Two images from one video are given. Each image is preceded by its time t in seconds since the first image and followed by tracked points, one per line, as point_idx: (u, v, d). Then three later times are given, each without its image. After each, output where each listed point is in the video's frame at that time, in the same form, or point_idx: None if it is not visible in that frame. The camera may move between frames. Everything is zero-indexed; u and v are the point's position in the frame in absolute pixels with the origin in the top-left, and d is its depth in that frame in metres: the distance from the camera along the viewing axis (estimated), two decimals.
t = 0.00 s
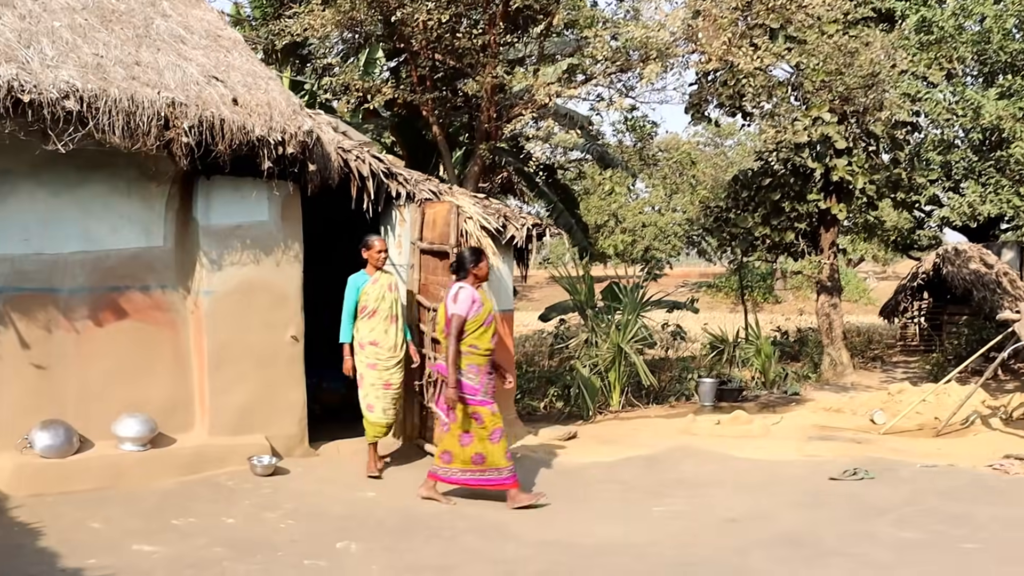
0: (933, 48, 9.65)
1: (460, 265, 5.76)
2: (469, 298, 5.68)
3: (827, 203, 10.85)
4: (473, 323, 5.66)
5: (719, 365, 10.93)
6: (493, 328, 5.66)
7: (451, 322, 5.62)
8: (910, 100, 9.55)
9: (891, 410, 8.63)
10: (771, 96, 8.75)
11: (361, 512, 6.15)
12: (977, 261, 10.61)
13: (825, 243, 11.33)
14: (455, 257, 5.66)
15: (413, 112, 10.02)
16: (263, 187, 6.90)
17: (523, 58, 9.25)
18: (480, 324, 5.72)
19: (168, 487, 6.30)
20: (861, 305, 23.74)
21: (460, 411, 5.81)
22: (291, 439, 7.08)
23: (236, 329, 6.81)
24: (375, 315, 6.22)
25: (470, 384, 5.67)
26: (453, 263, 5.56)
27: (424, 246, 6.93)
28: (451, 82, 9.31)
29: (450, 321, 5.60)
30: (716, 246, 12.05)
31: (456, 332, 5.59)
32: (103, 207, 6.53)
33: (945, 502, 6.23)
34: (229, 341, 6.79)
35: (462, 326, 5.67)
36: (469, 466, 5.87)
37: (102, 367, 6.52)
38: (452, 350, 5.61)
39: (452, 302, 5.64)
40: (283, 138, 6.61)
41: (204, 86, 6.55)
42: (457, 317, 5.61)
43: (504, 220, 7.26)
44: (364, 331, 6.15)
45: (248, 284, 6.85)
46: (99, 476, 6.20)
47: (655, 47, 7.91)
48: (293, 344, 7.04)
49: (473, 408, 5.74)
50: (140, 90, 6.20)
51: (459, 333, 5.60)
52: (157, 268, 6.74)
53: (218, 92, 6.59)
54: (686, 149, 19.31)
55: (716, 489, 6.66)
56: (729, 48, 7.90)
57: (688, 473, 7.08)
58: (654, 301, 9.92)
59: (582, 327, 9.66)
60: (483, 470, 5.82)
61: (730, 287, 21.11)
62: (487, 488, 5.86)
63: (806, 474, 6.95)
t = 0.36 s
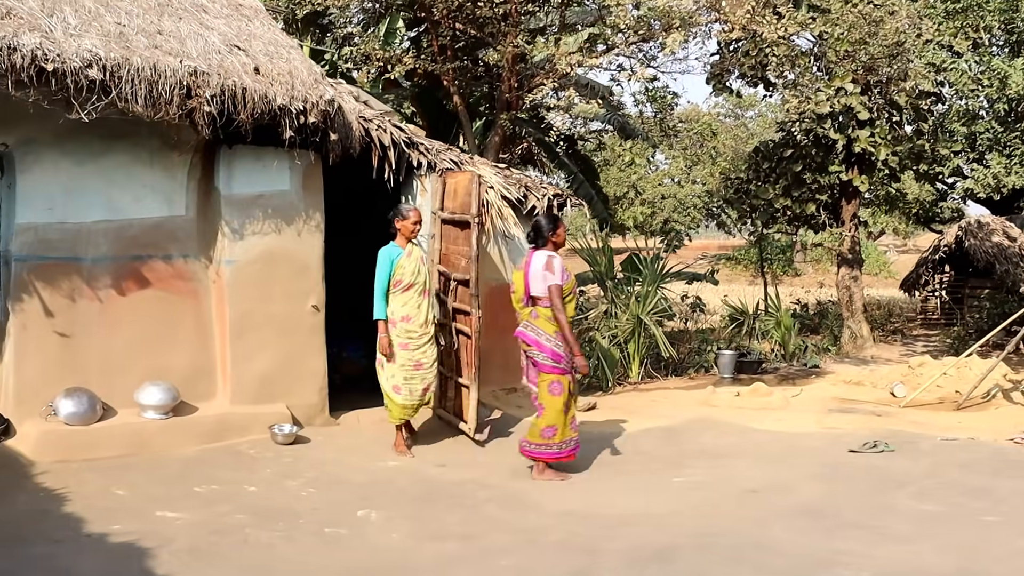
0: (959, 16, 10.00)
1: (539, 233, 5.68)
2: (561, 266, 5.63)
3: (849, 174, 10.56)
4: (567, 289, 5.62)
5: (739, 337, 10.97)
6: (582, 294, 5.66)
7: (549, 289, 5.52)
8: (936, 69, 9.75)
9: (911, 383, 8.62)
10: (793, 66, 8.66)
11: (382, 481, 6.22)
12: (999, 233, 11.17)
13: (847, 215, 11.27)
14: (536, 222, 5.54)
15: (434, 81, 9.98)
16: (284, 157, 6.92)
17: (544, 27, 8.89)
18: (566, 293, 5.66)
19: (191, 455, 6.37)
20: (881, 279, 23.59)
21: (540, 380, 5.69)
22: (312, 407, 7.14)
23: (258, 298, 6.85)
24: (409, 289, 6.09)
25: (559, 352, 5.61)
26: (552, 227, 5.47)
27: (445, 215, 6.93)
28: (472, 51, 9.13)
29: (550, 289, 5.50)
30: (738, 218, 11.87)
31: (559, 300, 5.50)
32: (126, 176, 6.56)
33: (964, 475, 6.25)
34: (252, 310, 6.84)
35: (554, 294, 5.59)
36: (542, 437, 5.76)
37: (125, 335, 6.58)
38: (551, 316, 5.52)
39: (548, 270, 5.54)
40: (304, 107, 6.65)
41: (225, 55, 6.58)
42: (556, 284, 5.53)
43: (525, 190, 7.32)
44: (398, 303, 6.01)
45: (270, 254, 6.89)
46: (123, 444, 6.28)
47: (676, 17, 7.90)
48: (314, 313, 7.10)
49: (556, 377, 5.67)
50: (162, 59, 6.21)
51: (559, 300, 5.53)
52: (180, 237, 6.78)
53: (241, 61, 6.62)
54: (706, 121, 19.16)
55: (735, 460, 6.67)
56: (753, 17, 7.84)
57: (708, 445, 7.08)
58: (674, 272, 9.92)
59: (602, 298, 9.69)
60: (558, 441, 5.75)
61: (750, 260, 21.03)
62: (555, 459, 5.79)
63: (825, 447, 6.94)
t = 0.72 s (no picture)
0: (970, 19, 10.00)
1: (602, 240, 5.76)
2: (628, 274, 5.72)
3: (858, 176, 10.54)
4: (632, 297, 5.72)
5: (747, 339, 10.97)
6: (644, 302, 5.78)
7: (620, 296, 5.61)
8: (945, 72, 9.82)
9: (920, 386, 8.60)
10: (803, 68, 8.62)
11: (390, 480, 6.23)
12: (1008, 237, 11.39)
13: (855, 218, 11.26)
14: (604, 230, 5.62)
15: (443, 83, 10.01)
16: (294, 156, 6.93)
17: (554, 27, 8.82)
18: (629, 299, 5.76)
19: (199, 453, 6.38)
20: (889, 281, 23.53)
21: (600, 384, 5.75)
22: (320, 406, 7.15)
23: (266, 296, 6.87)
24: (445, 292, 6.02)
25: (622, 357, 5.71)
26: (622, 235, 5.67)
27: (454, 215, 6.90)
28: (482, 51, 9.07)
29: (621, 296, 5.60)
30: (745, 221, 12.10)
31: (630, 307, 5.60)
32: (135, 174, 6.58)
33: (972, 478, 6.24)
34: (260, 309, 6.85)
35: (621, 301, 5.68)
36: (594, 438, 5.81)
37: (134, 333, 6.59)
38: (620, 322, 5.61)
39: (619, 277, 5.63)
40: (314, 106, 6.65)
41: (235, 54, 6.60)
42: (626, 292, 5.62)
43: (534, 190, 7.30)
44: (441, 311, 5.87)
45: (279, 252, 6.90)
46: (131, 441, 6.29)
47: (687, 16, 7.89)
48: (322, 312, 7.11)
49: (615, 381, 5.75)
50: (173, 57, 6.23)
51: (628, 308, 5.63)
52: (189, 236, 6.80)
53: (250, 59, 6.63)
54: (714, 122, 19.15)
55: (743, 463, 6.66)
56: (763, 19, 7.83)
57: (715, 447, 7.08)
58: (682, 273, 9.91)
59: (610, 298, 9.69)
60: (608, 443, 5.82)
61: (756, 262, 21.01)
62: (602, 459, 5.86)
63: (833, 449, 6.93)
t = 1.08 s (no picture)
0: (977, 10, 9.94)
1: (654, 230, 6.06)
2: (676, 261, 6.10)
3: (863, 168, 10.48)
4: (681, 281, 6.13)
5: (751, 331, 10.97)
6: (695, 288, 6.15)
7: (673, 284, 5.95)
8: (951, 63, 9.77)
9: (925, 378, 8.59)
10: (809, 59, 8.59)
11: (395, 471, 6.25)
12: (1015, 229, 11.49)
13: (860, 209, 11.23)
14: (658, 222, 5.92)
15: (447, 73, 10.01)
16: (299, 148, 6.94)
17: (558, 18, 8.69)
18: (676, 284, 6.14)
19: (205, 444, 6.40)
20: (893, 273, 23.49)
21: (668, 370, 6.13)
22: (325, 397, 7.16)
23: (272, 288, 6.88)
24: (496, 287, 6.10)
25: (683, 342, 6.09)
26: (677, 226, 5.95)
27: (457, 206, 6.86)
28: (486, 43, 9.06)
29: (676, 284, 5.95)
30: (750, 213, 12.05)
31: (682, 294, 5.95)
32: (140, 166, 6.58)
33: (976, 469, 6.25)
34: (265, 301, 6.86)
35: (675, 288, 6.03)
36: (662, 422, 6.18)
37: (140, 324, 6.60)
38: (678, 310, 5.96)
39: (673, 266, 5.96)
40: (319, 98, 6.67)
41: (240, 45, 6.60)
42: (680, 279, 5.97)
43: (539, 181, 7.31)
44: (488, 304, 5.95)
45: (284, 244, 6.90)
46: (137, 432, 6.31)
47: (691, 8, 7.86)
48: (327, 304, 7.12)
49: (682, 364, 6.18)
50: (178, 49, 6.22)
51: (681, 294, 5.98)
52: (194, 227, 6.80)
53: (255, 51, 6.63)
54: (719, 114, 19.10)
55: (748, 454, 6.67)
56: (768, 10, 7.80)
57: (720, 438, 7.09)
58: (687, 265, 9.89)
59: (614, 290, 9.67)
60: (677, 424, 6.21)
61: (761, 254, 20.96)
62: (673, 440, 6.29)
63: (838, 440, 6.94)
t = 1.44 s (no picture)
0: None
1: (707, 224, 6.30)
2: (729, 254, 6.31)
3: (864, 159, 10.44)
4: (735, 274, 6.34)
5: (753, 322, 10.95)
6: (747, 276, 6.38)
7: (731, 275, 6.17)
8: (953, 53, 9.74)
9: (927, 368, 8.59)
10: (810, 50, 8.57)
11: (397, 462, 6.26)
12: (1015, 220, 11.53)
13: (862, 200, 11.21)
14: (713, 215, 6.16)
15: (448, 63, 9.98)
16: (300, 139, 6.91)
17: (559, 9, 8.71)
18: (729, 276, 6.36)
19: (207, 436, 6.41)
20: (895, 264, 23.46)
21: (720, 359, 6.32)
22: (327, 388, 7.16)
23: (273, 280, 6.87)
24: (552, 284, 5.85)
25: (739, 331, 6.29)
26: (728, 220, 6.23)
27: (459, 197, 6.94)
28: (487, 33, 9.03)
29: (733, 274, 6.16)
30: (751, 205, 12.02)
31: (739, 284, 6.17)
32: (142, 157, 6.57)
33: (977, 459, 6.26)
34: (267, 292, 6.86)
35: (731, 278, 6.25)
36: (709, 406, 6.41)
37: (142, 316, 6.61)
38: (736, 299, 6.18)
39: (728, 257, 6.18)
40: (319, 89, 6.66)
41: (241, 36, 6.58)
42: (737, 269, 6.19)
43: (540, 171, 7.24)
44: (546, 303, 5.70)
45: (285, 236, 6.90)
46: (139, 424, 6.32)
47: None
48: (329, 295, 7.11)
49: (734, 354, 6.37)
50: (178, 40, 6.21)
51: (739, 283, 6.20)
52: (195, 218, 6.80)
53: (256, 42, 6.61)
54: (721, 105, 19.06)
55: (750, 445, 6.69)
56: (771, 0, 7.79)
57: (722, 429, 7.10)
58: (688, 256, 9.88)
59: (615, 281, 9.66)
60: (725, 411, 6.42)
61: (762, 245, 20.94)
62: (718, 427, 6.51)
63: (840, 431, 6.95)
